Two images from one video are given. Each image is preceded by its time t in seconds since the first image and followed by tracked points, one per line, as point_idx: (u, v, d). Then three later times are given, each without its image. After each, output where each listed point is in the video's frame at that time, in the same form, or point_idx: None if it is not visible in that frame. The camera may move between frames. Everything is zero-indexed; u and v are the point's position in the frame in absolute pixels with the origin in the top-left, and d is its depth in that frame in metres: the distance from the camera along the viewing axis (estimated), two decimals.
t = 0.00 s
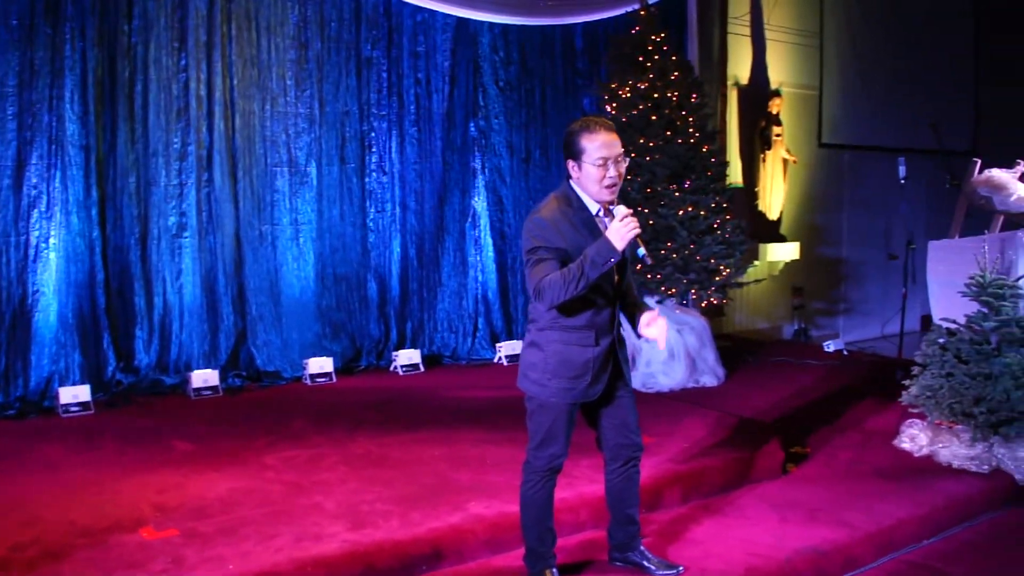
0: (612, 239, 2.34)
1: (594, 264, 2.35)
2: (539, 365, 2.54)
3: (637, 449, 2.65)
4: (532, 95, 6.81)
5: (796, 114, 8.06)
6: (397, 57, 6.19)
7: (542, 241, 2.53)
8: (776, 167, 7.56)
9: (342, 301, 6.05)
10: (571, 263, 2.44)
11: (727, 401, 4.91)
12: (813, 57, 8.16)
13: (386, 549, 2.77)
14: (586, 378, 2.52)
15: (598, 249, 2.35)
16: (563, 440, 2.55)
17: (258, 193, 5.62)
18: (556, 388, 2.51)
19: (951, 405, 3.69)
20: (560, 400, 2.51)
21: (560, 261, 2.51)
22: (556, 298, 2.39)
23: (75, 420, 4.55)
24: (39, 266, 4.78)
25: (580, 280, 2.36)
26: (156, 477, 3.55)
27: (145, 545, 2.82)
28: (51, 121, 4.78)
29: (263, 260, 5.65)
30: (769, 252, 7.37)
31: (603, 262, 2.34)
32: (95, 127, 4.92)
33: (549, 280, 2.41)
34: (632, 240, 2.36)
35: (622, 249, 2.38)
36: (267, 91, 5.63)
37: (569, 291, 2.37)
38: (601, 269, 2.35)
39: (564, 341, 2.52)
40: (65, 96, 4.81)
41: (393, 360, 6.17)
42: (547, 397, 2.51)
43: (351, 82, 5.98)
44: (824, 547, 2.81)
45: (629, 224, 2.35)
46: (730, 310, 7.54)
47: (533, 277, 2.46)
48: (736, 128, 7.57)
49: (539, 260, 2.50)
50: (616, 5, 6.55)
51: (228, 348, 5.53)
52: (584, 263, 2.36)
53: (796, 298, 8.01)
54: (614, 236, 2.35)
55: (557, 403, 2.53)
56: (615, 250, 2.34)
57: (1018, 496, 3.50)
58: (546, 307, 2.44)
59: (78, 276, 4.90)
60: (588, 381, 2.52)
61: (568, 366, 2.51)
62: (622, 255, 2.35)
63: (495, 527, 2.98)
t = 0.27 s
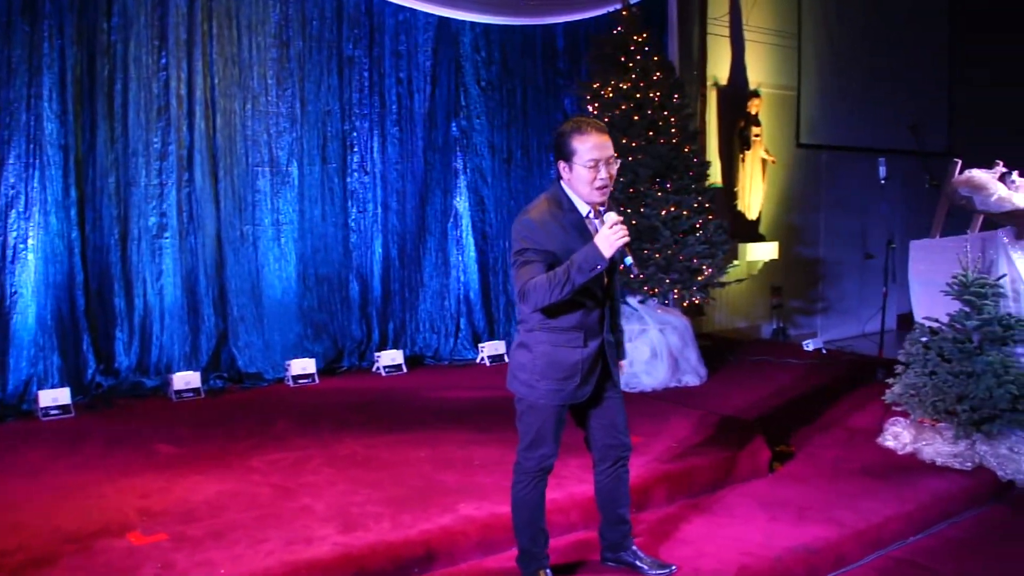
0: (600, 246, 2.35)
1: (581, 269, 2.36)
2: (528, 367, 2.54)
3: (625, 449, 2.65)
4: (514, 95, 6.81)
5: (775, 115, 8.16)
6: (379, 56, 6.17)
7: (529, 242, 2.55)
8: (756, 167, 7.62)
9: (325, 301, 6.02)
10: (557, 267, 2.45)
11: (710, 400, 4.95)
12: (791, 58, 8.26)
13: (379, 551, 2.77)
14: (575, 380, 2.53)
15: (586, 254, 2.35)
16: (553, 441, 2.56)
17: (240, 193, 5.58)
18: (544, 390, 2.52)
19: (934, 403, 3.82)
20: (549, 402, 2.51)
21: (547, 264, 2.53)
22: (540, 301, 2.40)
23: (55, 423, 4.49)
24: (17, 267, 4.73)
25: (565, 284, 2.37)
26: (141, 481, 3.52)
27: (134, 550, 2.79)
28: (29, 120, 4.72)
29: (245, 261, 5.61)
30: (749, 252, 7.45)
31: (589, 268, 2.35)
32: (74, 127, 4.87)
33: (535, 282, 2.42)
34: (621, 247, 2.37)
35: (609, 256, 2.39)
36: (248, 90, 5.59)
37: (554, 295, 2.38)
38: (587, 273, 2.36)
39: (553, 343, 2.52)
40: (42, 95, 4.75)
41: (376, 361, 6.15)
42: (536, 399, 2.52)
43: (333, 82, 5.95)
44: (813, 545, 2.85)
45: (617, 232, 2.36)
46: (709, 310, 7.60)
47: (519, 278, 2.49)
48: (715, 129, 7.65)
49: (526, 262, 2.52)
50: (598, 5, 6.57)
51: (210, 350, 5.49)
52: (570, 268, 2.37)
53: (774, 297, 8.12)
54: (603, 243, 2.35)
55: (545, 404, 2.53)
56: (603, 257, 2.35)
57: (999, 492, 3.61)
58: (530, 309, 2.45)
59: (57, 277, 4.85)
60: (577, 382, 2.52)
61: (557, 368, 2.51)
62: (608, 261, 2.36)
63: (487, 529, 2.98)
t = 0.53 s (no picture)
0: (581, 245, 2.31)
1: (560, 267, 2.33)
2: (518, 367, 2.53)
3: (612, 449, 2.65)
4: (499, 96, 6.82)
5: (758, 116, 8.25)
6: (364, 56, 6.16)
7: (512, 239, 2.51)
8: (738, 168, 7.73)
9: (310, 302, 6.01)
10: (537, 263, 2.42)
11: (696, 399, 5.00)
12: (773, 59, 8.36)
13: (373, 552, 2.78)
14: (565, 379, 2.51)
15: (567, 253, 2.32)
16: (545, 441, 2.54)
17: (225, 193, 5.55)
18: (535, 390, 2.50)
19: (920, 402, 3.92)
20: (539, 402, 2.50)
21: (528, 261, 2.50)
22: (519, 298, 2.38)
23: (39, 425, 4.45)
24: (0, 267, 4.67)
25: (544, 281, 2.34)
26: (130, 483, 3.50)
27: (126, 552, 2.78)
28: (13, 119, 4.68)
29: (230, 261, 5.58)
30: (732, 252, 7.52)
31: (568, 266, 2.32)
32: (58, 126, 4.83)
33: (514, 279, 2.40)
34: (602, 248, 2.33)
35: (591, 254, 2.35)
36: (233, 90, 5.56)
37: (533, 293, 2.36)
38: (566, 272, 2.33)
39: (542, 342, 2.50)
40: (27, 94, 4.71)
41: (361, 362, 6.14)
42: (527, 399, 2.50)
43: (318, 82, 5.93)
44: (802, 542, 2.89)
45: (599, 231, 2.32)
46: (692, 310, 7.66)
47: (499, 274, 2.47)
48: (699, 130, 7.74)
49: (508, 258, 2.50)
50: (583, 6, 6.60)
51: (195, 351, 5.46)
52: (550, 265, 2.34)
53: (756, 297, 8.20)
54: (583, 242, 2.32)
55: (536, 404, 2.52)
56: (583, 256, 2.31)
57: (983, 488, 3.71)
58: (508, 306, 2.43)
59: (41, 278, 4.81)
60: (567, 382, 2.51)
61: (547, 367, 2.50)
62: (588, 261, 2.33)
63: (479, 528, 3.00)
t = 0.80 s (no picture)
0: (558, 244, 2.27)
1: (536, 267, 2.29)
2: (499, 369, 2.48)
3: (602, 448, 2.62)
4: (481, 96, 6.84)
5: (738, 116, 8.34)
6: (347, 56, 6.16)
7: (489, 239, 2.49)
8: (718, 168, 7.80)
9: (293, 303, 6.00)
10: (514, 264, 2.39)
11: (679, 398, 5.05)
12: (752, 60, 8.45)
13: (365, 551, 2.79)
14: (548, 379, 2.46)
15: (542, 252, 2.29)
16: (532, 441, 2.50)
17: (208, 194, 5.54)
18: (518, 391, 2.45)
19: (902, 398, 4.03)
20: (523, 403, 2.44)
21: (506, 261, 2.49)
22: (495, 299, 2.34)
23: (22, 428, 4.42)
24: None
25: (521, 280, 2.31)
26: (116, 485, 3.48)
27: (117, 555, 2.78)
28: None
29: (212, 262, 5.57)
30: (713, 251, 7.60)
31: (544, 266, 2.28)
32: (40, 126, 4.83)
33: (490, 279, 2.37)
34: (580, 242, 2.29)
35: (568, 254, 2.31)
36: (216, 90, 5.54)
37: (510, 292, 2.33)
38: (542, 271, 2.29)
39: (522, 343, 2.46)
40: (8, 95, 4.70)
41: (345, 362, 6.14)
42: (511, 400, 2.45)
43: (301, 82, 5.93)
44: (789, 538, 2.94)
45: (575, 227, 2.27)
46: (673, 309, 7.73)
47: (476, 274, 2.43)
48: (680, 131, 7.83)
49: (484, 258, 2.46)
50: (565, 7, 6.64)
51: (178, 352, 5.44)
52: (526, 265, 2.31)
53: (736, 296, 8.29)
54: (560, 241, 2.27)
55: (521, 406, 2.46)
56: (559, 254, 2.27)
57: (966, 483, 3.87)
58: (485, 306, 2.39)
59: (23, 280, 4.80)
60: (550, 381, 2.45)
61: (529, 368, 2.44)
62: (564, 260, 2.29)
63: (470, 527, 3.03)
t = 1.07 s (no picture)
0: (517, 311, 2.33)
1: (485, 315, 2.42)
2: (481, 368, 2.51)
3: (593, 446, 2.66)
4: (460, 97, 6.87)
5: (714, 116, 8.43)
6: (327, 56, 6.16)
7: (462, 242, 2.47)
8: (695, 169, 7.87)
9: (273, 304, 5.98)
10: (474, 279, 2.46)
11: (659, 396, 5.11)
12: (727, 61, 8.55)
13: (354, 551, 2.81)
14: (531, 376, 2.47)
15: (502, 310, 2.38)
16: (518, 441, 2.51)
17: (188, 195, 5.52)
18: (500, 390, 2.47)
19: (880, 394, 4.12)
20: (506, 400, 2.46)
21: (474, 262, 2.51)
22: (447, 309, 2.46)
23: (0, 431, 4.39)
24: None
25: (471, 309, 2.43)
26: (99, 488, 3.47)
27: (104, 557, 2.78)
28: None
29: (192, 263, 5.55)
30: (690, 251, 7.69)
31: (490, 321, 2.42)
32: (17, 127, 4.79)
33: (450, 290, 2.45)
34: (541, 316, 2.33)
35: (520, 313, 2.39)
36: (196, 90, 5.52)
37: (459, 313, 2.46)
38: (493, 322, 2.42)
39: (501, 340, 2.48)
40: None
41: (326, 363, 6.14)
42: (494, 398, 2.47)
43: (281, 82, 5.92)
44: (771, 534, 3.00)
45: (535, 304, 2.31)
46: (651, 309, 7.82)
47: (435, 273, 2.49)
48: (657, 131, 7.92)
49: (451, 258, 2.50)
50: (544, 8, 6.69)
51: (158, 354, 5.42)
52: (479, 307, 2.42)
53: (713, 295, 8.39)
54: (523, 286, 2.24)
55: (505, 404, 2.48)
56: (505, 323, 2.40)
57: (944, 476, 4.00)
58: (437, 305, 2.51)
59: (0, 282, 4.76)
60: (533, 377, 2.47)
61: (510, 366, 2.47)
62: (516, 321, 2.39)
63: (457, 525, 3.06)
